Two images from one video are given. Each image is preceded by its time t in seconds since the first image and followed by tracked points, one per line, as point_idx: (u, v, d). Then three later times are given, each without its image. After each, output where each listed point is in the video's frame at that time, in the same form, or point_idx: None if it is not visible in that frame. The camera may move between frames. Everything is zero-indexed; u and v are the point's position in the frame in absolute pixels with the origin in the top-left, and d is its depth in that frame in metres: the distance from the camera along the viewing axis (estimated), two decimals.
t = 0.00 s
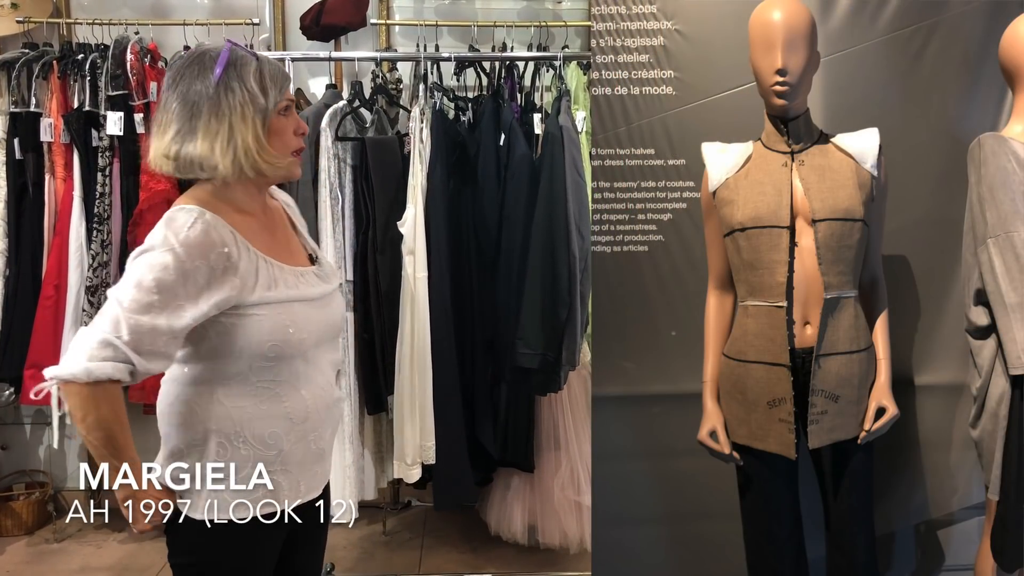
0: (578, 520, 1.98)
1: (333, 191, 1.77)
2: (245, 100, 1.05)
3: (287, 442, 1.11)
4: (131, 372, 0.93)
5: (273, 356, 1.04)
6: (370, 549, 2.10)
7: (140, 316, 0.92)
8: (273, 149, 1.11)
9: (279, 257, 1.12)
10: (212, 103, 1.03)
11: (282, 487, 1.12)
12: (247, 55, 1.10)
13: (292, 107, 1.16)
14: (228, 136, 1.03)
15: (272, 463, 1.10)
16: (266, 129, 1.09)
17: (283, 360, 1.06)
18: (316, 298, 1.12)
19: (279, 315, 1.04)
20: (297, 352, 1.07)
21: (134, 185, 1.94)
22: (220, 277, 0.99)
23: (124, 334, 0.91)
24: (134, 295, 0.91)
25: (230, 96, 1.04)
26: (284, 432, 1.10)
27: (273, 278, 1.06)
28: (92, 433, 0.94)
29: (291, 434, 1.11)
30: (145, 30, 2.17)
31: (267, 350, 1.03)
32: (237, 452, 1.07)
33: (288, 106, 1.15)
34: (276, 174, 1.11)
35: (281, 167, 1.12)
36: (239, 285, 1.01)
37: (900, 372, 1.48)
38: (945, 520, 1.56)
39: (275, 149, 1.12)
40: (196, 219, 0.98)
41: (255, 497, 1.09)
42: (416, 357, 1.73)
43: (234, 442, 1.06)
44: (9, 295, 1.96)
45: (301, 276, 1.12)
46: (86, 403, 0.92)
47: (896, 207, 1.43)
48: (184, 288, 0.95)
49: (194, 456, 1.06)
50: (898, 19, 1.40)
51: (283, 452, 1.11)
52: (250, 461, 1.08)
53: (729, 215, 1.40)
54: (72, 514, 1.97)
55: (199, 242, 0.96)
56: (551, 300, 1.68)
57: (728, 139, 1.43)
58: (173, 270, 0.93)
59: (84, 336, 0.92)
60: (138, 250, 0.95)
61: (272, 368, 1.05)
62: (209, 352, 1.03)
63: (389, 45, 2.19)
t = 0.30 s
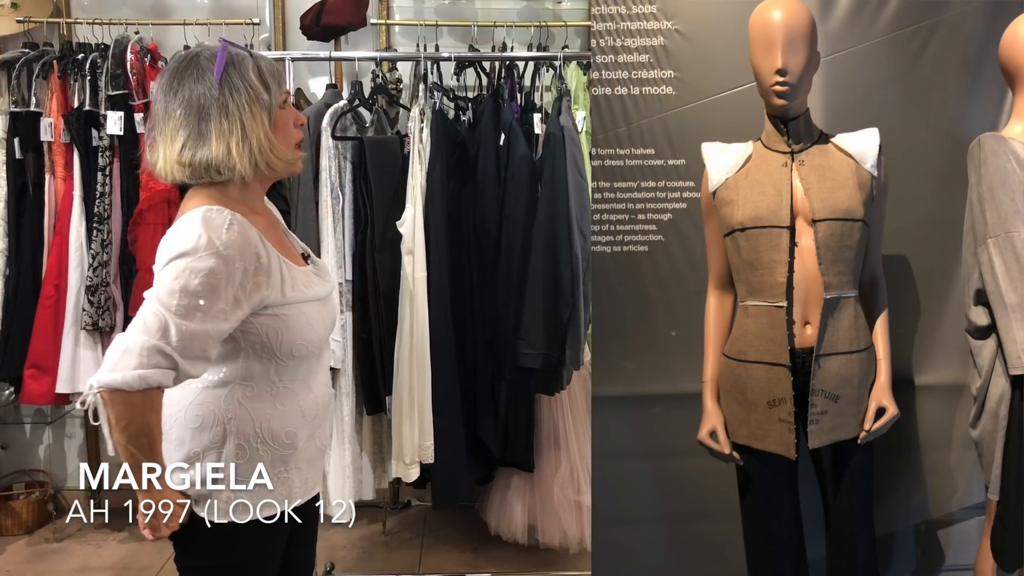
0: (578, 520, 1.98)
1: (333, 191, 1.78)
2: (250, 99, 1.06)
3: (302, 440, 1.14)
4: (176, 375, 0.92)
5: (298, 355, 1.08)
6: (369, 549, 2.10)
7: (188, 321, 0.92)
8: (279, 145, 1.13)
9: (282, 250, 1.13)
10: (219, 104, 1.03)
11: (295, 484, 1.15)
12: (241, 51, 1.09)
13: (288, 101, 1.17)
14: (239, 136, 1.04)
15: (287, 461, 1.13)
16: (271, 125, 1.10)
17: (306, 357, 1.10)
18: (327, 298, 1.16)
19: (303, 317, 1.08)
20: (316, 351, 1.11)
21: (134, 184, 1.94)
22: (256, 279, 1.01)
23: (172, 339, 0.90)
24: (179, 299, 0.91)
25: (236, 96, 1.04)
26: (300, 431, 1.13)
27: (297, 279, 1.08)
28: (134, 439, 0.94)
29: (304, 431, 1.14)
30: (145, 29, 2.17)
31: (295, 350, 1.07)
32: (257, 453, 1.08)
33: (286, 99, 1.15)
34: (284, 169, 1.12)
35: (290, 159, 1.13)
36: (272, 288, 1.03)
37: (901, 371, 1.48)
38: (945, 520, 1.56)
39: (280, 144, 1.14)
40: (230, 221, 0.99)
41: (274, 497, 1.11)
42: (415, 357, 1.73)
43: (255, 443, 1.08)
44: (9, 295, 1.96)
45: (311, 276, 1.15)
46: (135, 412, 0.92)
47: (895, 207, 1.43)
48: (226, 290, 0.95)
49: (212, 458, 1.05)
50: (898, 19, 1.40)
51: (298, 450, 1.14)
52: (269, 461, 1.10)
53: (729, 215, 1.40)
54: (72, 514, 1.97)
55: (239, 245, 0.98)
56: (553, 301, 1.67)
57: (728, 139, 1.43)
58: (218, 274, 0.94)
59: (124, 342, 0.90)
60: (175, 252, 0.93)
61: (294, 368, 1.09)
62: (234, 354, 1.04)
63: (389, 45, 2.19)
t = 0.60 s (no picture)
0: (577, 520, 1.98)
1: (333, 191, 1.77)
2: (250, 97, 1.05)
3: (300, 441, 1.13)
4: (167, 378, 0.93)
5: (293, 357, 1.07)
6: (369, 549, 2.10)
7: (179, 323, 0.92)
8: (277, 147, 1.12)
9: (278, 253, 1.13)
10: (218, 104, 1.03)
11: (292, 486, 1.14)
12: (243, 51, 1.09)
13: (290, 103, 1.16)
14: (236, 137, 1.04)
15: (285, 462, 1.12)
16: (270, 127, 1.10)
17: (302, 359, 1.09)
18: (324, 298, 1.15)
19: (296, 317, 1.07)
20: (311, 352, 1.10)
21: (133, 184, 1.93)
22: (251, 281, 1.00)
23: (163, 341, 0.91)
24: (170, 302, 0.91)
25: (235, 95, 1.04)
26: (297, 432, 1.12)
27: (292, 280, 1.08)
28: (126, 441, 0.94)
29: (303, 433, 1.13)
30: (144, 29, 2.17)
31: (290, 351, 1.06)
32: (253, 455, 1.08)
33: (286, 102, 1.15)
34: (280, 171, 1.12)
35: (287, 162, 1.12)
36: (265, 289, 1.02)
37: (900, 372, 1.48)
38: (945, 520, 1.56)
39: (278, 146, 1.13)
40: (223, 222, 0.99)
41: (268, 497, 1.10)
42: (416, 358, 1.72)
43: (251, 445, 1.07)
44: (7, 295, 1.96)
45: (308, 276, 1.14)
46: (122, 415, 0.92)
47: (895, 207, 1.43)
48: (219, 292, 0.95)
49: (210, 459, 1.06)
50: (898, 19, 1.40)
51: (296, 451, 1.13)
52: (265, 463, 1.09)
53: (729, 215, 1.40)
54: (71, 513, 1.97)
55: (232, 246, 0.97)
56: (553, 300, 1.67)
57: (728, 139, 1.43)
58: (209, 276, 0.94)
59: (115, 343, 0.90)
60: (166, 254, 0.94)
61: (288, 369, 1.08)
62: (226, 355, 1.03)
63: (388, 45, 2.19)
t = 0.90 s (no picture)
0: (575, 520, 1.97)
1: (333, 191, 1.77)
2: (245, 97, 1.05)
3: (287, 445, 1.11)
4: (134, 377, 0.93)
5: (275, 358, 1.05)
6: (368, 549, 2.10)
7: (144, 321, 0.91)
8: (272, 149, 1.11)
9: (274, 257, 1.12)
10: (212, 102, 1.03)
11: (282, 490, 1.12)
12: (245, 53, 1.09)
13: (291, 106, 1.15)
14: (226, 135, 1.03)
15: (272, 465, 1.10)
16: (266, 128, 1.09)
17: (286, 363, 1.07)
18: (316, 299, 1.13)
19: (280, 318, 1.05)
20: (297, 354, 1.07)
21: (132, 184, 1.93)
22: (224, 280, 0.99)
23: (127, 339, 0.91)
24: (136, 299, 0.91)
25: (229, 94, 1.03)
26: (284, 435, 1.10)
27: (277, 281, 1.06)
28: (94, 438, 0.94)
29: (292, 436, 1.11)
30: (143, 29, 2.17)
31: (269, 353, 1.04)
32: (238, 455, 1.06)
33: (287, 105, 1.14)
34: (277, 175, 1.12)
35: (280, 165, 1.11)
36: (242, 288, 1.01)
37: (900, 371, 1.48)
38: (945, 520, 1.56)
39: (275, 148, 1.12)
40: (198, 222, 0.98)
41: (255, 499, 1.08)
42: (418, 359, 1.73)
43: (234, 445, 1.06)
44: (7, 295, 1.96)
45: (298, 277, 1.12)
46: (87, 410, 0.92)
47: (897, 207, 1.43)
48: (188, 292, 0.95)
49: (196, 459, 1.06)
50: (898, 19, 1.40)
51: (284, 454, 1.11)
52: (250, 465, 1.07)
53: (729, 215, 1.40)
54: (70, 513, 1.97)
55: (203, 246, 0.97)
56: (552, 300, 1.67)
57: (727, 140, 1.43)
58: (175, 275, 0.93)
59: (86, 340, 0.91)
60: (140, 253, 0.95)
61: (271, 371, 1.05)
62: (208, 355, 1.02)
63: (387, 45, 2.20)
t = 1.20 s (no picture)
0: (575, 521, 1.97)
1: (333, 192, 1.78)
2: (241, 99, 1.04)
3: (278, 447, 1.08)
4: (113, 373, 0.93)
5: (260, 360, 1.03)
6: (368, 551, 2.10)
7: (123, 318, 0.92)
8: (268, 152, 1.10)
9: (275, 260, 1.11)
10: (208, 103, 1.03)
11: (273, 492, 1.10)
12: (248, 55, 1.09)
13: (293, 109, 1.15)
14: (219, 136, 1.03)
15: (261, 466, 1.08)
16: (262, 130, 1.09)
17: (274, 365, 1.05)
18: (311, 301, 1.11)
19: (266, 319, 1.03)
20: (287, 356, 1.05)
21: (131, 185, 1.94)
22: (204, 280, 0.99)
23: (105, 337, 0.91)
24: (116, 297, 0.92)
25: (225, 96, 1.03)
26: (273, 437, 1.08)
27: (262, 281, 1.04)
28: (77, 432, 0.95)
29: (282, 439, 1.09)
30: (143, 30, 2.17)
31: (253, 354, 1.02)
32: (225, 454, 1.05)
33: (288, 108, 1.14)
34: (277, 176, 1.11)
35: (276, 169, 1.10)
36: (224, 288, 1.00)
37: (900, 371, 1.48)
38: (945, 520, 1.56)
39: (272, 150, 1.11)
40: (181, 222, 0.99)
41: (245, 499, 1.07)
42: (419, 359, 1.72)
43: (222, 443, 1.05)
44: (6, 297, 1.96)
45: (295, 278, 1.10)
46: (68, 402, 0.93)
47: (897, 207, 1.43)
48: (167, 291, 0.95)
49: (186, 455, 1.06)
50: (898, 19, 1.40)
51: (273, 454, 1.09)
52: (238, 465, 1.06)
53: (729, 215, 1.40)
54: (70, 514, 1.97)
55: (184, 246, 0.97)
56: (550, 303, 1.67)
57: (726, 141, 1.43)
58: (154, 275, 0.93)
59: (67, 337, 0.93)
60: (127, 252, 0.96)
61: (259, 372, 1.04)
62: (197, 352, 1.02)
63: (387, 46, 2.20)
